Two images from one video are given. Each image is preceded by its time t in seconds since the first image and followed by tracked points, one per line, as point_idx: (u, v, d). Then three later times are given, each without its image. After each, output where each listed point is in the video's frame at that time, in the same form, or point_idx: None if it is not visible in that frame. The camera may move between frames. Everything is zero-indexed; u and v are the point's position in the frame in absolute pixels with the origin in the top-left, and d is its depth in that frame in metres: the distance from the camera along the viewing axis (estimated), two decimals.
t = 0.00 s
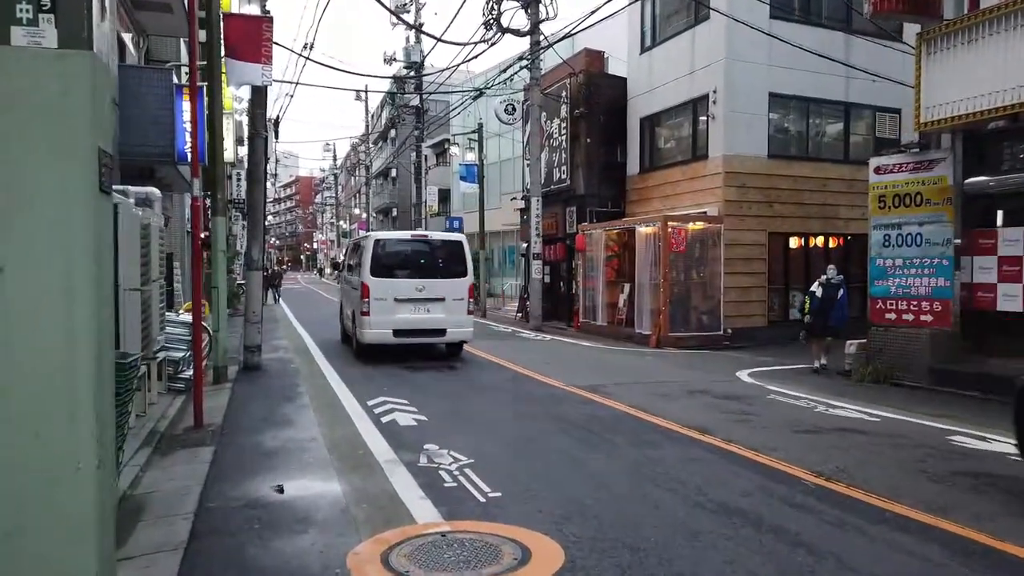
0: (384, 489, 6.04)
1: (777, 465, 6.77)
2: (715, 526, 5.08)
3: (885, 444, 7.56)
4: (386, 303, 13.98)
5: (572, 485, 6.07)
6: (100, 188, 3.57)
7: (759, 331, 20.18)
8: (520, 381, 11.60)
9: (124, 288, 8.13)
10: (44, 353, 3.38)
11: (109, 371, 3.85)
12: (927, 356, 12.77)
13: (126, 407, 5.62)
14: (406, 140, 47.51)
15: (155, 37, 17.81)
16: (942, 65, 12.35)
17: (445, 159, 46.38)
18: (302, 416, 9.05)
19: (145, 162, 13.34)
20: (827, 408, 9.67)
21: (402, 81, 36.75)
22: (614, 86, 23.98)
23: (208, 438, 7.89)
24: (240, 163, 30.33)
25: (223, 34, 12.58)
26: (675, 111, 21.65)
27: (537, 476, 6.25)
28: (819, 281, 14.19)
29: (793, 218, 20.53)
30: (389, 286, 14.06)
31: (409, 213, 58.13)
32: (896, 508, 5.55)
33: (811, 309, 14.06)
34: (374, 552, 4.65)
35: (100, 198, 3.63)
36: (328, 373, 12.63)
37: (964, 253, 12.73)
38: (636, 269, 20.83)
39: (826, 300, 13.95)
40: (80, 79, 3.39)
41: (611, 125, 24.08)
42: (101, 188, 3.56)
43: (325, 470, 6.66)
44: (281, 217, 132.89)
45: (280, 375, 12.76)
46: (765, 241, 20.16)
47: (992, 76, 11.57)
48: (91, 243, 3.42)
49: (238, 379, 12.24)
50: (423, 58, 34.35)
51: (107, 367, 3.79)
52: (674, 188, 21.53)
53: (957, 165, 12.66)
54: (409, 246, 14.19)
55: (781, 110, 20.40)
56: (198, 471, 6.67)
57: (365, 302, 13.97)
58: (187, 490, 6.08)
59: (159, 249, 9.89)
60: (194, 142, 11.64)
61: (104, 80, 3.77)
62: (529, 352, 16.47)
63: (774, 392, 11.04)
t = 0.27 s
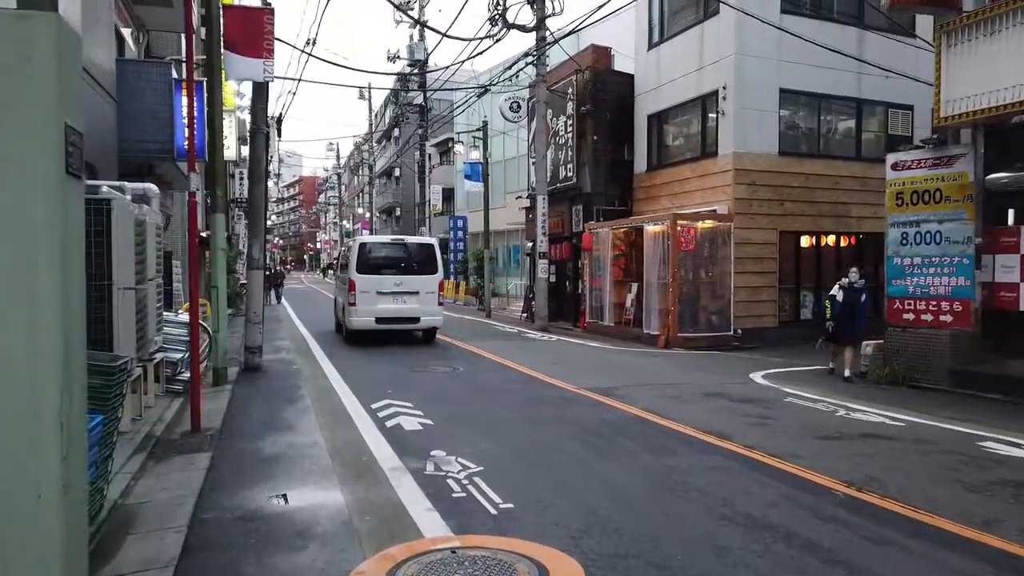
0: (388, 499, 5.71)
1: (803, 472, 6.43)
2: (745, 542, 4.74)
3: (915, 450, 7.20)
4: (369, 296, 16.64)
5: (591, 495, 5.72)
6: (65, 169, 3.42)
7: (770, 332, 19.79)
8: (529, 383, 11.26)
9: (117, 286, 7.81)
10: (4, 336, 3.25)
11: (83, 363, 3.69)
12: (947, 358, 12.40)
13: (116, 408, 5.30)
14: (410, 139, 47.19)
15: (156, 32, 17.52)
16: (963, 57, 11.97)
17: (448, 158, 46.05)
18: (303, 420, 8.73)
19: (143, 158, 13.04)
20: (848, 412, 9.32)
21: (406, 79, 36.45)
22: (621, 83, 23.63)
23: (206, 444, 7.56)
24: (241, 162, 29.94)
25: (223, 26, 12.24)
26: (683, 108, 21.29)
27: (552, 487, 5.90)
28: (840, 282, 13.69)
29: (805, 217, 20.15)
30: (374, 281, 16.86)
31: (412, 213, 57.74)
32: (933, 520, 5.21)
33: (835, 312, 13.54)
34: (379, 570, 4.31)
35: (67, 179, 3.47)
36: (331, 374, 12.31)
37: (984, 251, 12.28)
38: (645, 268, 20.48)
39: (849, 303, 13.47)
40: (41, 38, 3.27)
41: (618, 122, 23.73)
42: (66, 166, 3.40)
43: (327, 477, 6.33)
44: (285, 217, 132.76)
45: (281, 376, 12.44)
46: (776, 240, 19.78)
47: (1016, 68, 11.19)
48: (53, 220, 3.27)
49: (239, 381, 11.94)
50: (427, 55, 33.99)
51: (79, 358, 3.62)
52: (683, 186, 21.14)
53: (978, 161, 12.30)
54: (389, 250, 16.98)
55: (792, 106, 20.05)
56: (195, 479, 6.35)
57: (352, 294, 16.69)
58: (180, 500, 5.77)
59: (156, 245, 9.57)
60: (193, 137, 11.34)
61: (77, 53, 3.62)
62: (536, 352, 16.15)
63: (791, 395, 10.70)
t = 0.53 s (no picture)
0: (392, 515, 5.37)
1: (830, 483, 6.09)
2: (777, 564, 4.41)
3: (945, 460, 6.87)
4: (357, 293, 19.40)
5: (607, 510, 5.38)
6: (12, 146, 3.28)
7: (779, 334, 19.44)
8: (535, 387, 10.93)
9: (107, 287, 7.45)
10: None
11: (36, 358, 3.48)
12: (966, 361, 12.05)
13: (100, 417, 4.95)
14: (412, 138, 46.84)
15: (154, 27, 17.19)
16: (983, 51, 11.61)
17: (451, 157, 45.71)
18: (303, 426, 8.40)
19: (139, 155, 12.70)
20: (869, 418, 8.98)
21: (408, 77, 36.12)
22: (626, 80, 23.30)
23: (201, 452, 7.23)
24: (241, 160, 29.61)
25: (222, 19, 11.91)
26: (690, 105, 20.95)
27: (565, 501, 5.57)
28: (864, 281, 13.00)
29: (814, 216, 19.80)
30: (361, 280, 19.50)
31: (414, 212, 57.39)
32: (975, 539, 4.88)
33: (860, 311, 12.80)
34: None
35: (15, 160, 3.33)
36: (332, 377, 11.98)
37: (1003, 252, 11.84)
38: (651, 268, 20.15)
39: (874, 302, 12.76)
40: None
41: (623, 120, 23.40)
42: (13, 145, 3.26)
43: (328, 490, 6.00)
44: (286, 217, 132.49)
45: (281, 380, 12.11)
46: (785, 240, 19.43)
47: None
48: None
49: (237, 384, 11.62)
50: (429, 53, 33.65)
51: (30, 351, 3.41)
52: (690, 184, 20.79)
53: (998, 158, 11.93)
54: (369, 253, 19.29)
55: (801, 103, 19.70)
56: (188, 491, 6.02)
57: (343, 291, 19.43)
58: (171, 516, 5.43)
59: (150, 244, 9.21)
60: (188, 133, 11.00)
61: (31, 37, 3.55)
62: (541, 354, 15.82)
63: (807, 399, 10.35)
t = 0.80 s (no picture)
0: (392, 530, 5.05)
1: (855, 495, 5.77)
2: None
3: (972, 469, 6.55)
4: (348, 290, 22.04)
5: (621, 526, 5.06)
6: None
7: (785, 335, 19.12)
8: (539, 391, 10.62)
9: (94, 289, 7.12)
10: None
11: None
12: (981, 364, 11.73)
13: (80, 426, 4.63)
14: (411, 137, 46.53)
15: (150, 23, 16.87)
16: (1000, 45, 11.28)
17: (451, 156, 45.39)
18: (299, 432, 8.07)
19: (133, 153, 12.37)
20: (886, 423, 8.66)
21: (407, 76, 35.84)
22: (629, 78, 22.99)
23: (192, 461, 6.92)
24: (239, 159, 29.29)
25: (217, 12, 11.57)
26: (694, 103, 20.64)
27: (577, 515, 5.25)
28: (891, 284, 12.19)
29: (820, 215, 19.49)
30: (351, 279, 22.03)
31: (414, 212, 57.05)
32: (1017, 558, 4.56)
33: (891, 320, 11.84)
34: None
35: None
36: (330, 381, 11.66)
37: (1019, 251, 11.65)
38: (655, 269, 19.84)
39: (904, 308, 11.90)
40: None
41: (626, 118, 23.09)
42: None
43: (324, 503, 5.68)
44: (286, 217, 132.21)
45: (278, 383, 11.79)
46: (792, 239, 19.11)
47: None
48: None
49: (232, 387, 11.30)
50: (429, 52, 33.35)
51: None
52: (694, 183, 20.49)
53: (1014, 156, 11.63)
54: (357, 255, 21.80)
55: (808, 101, 19.40)
56: (177, 504, 5.70)
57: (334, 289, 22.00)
58: (157, 531, 5.11)
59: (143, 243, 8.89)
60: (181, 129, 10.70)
61: None
62: (543, 356, 15.52)
63: (819, 403, 10.04)
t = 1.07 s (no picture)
0: (395, 545, 4.71)
1: (886, 506, 5.42)
2: None
3: (1006, 478, 6.19)
4: (339, 287, 24.72)
5: (640, 541, 4.71)
6: None
7: (792, 335, 18.76)
8: (545, 393, 10.26)
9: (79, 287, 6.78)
10: None
11: None
12: (999, 365, 11.37)
13: (56, 435, 4.28)
14: (411, 136, 46.19)
15: (145, 17, 16.52)
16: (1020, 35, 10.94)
17: (451, 155, 45.05)
18: (296, 437, 7.72)
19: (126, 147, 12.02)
20: (907, 428, 8.31)
21: (407, 73, 35.51)
22: (632, 74, 22.64)
23: (183, 469, 6.57)
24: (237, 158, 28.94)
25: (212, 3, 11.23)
26: (700, 100, 20.29)
27: (592, 530, 4.90)
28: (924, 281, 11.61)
29: (828, 213, 19.13)
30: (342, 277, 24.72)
31: (414, 212, 56.69)
32: None
33: (925, 319, 11.31)
34: None
35: None
36: (328, 383, 11.30)
37: None
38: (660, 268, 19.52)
39: (940, 307, 11.34)
40: None
41: (629, 115, 22.74)
42: None
43: (321, 515, 5.34)
44: (285, 217, 131.87)
45: (275, 385, 11.43)
46: (799, 238, 18.76)
47: None
48: None
49: (228, 389, 10.95)
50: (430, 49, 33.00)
51: None
52: (699, 181, 20.14)
53: None
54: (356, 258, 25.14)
55: (815, 97, 19.04)
56: (164, 516, 5.36)
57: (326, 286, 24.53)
58: (143, 546, 4.76)
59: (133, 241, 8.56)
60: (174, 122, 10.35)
61: None
62: (547, 357, 15.19)
63: (835, 406, 9.69)
